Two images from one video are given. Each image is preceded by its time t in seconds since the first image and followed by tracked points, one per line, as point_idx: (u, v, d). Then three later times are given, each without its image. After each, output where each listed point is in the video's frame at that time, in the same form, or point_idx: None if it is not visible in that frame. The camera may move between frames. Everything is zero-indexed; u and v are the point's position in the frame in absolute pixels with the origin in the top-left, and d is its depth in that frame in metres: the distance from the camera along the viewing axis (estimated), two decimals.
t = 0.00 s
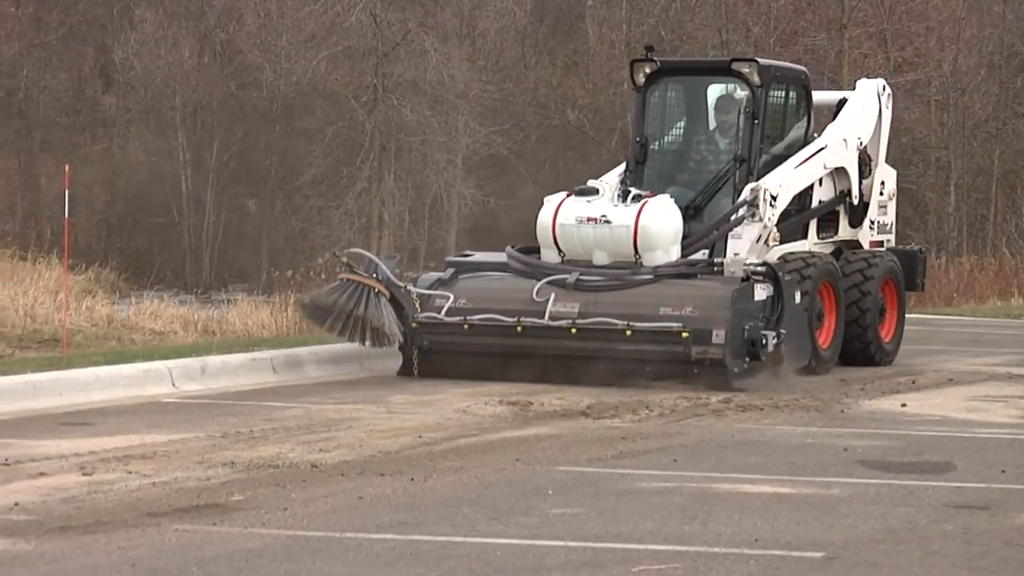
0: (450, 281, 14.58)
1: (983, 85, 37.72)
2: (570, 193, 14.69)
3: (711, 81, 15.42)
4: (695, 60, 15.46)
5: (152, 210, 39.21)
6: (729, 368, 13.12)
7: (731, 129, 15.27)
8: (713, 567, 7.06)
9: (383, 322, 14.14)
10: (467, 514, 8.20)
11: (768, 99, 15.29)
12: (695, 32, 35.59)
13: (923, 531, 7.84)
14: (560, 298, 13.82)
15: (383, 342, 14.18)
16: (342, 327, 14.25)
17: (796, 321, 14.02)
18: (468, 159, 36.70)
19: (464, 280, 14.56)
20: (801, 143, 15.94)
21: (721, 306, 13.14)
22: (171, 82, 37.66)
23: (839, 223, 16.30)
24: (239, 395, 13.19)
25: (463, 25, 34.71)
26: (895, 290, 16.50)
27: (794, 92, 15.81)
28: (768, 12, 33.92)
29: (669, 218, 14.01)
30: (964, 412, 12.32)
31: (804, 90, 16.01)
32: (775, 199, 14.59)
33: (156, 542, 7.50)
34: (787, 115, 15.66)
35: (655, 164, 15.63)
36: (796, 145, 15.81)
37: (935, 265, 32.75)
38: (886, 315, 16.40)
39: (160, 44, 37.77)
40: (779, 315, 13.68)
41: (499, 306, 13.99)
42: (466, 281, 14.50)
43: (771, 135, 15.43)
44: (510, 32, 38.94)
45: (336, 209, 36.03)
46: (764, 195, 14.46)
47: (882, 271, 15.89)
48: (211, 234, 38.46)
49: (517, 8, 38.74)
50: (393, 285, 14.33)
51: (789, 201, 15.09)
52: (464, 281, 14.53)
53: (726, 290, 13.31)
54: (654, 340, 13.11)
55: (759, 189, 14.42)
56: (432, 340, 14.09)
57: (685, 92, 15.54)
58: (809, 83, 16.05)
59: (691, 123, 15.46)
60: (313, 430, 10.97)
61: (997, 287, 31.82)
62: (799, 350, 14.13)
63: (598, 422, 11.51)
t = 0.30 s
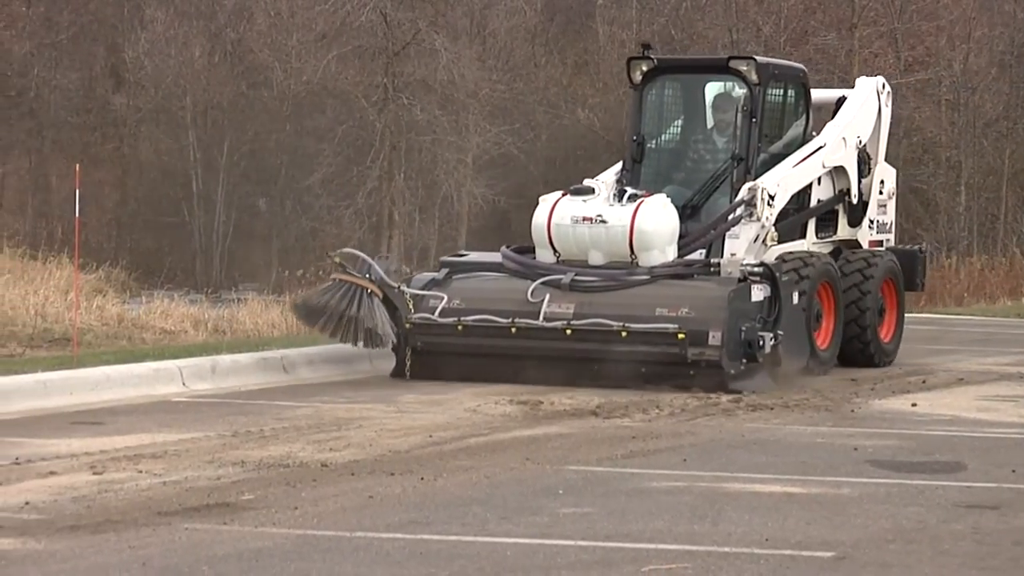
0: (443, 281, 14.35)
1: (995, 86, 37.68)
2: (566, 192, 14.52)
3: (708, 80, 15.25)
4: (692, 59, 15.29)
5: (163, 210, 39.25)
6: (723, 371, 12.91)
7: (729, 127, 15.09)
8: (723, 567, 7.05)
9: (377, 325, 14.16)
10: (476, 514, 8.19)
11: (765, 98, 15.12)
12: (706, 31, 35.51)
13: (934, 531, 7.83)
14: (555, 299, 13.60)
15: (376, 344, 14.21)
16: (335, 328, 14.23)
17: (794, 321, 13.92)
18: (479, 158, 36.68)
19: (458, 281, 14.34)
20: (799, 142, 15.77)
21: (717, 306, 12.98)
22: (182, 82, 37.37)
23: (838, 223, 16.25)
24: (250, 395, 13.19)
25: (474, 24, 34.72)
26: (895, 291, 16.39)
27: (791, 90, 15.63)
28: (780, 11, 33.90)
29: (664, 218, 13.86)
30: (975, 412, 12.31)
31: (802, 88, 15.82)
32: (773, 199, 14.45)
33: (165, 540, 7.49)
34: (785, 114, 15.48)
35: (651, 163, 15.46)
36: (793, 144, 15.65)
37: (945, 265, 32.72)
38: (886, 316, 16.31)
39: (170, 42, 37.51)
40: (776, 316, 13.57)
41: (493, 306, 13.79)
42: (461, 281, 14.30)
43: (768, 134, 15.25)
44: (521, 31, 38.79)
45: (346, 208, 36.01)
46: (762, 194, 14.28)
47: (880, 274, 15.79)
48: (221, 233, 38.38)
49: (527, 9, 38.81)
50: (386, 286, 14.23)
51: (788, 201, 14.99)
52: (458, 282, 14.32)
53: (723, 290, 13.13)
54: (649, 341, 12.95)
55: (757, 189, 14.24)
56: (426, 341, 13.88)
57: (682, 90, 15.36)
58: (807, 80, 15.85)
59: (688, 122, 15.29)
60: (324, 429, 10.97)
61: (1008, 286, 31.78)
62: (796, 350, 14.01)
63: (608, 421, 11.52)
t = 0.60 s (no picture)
0: (437, 282, 14.19)
1: (1008, 86, 37.69)
2: (561, 192, 14.27)
3: (707, 79, 15.11)
4: (691, 58, 15.17)
5: (174, 210, 39.28)
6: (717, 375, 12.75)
7: (727, 127, 14.94)
8: (736, 567, 7.06)
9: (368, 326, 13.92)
10: (488, 514, 8.20)
11: (764, 97, 14.97)
12: (717, 32, 35.51)
13: (946, 532, 7.83)
14: (549, 300, 13.45)
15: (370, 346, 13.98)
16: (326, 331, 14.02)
17: (790, 323, 13.78)
18: (490, 159, 36.72)
19: (451, 282, 14.15)
20: (797, 142, 15.69)
21: (713, 307, 12.86)
22: (194, 82, 37.11)
23: (838, 224, 16.15)
24: (261, 395, 13.21)
25: (486, 25, 34.76)
26: (896, 292, 16.24)
27: (790, 90, 15.52)
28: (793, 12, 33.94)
29: (660, 219, 13.62)
30: (987, 412, 12.35)
31: (801, 89, 15.71)
32: (771, 199, 14.27)
33: (176, 540, 7.51)
34: (783, 114, 15.38)
35: (649, 164, 15.32)
36: (792, 145, 15.57)
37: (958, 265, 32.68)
38: (886, 318, 16.15)
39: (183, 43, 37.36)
40: (772, 317, 13.42)
41: (486, 308, 13.63)
42: (454, 283, 14.11)
43: (767, 134, 15.11)
44: (533, 32, 38.73)
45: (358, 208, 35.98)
46: (760, 195, 14.11)
47: (880, 275, 15.62)
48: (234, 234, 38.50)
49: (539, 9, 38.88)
50: (378, 287, 13.99)
51: (786, 202, 14.84)
52: (451, 283, 14.13)
53: (718, 293, 12.98)
54: (643, 344, 12.73)
55: (755, 189, 14.06)
56: (418, 344, 13.72)
57: (680, 89, 15.23)
58: (808, 80, 15.76)
59: (687, 122, 15.15)
60: (336, 429, 10.98)
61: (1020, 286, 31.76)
62: (794, 352, 13.91)
63: (620, 421, 11.53)
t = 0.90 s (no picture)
0: (430, 283, 14.09)
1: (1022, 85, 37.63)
2: (557, 192, 14.19)
3: (706, 78, 15.01)
4: (690, 56, 15.08)
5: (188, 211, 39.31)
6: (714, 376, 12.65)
7: (727, 125, 14.84)
8: (750, 568, 7.05)
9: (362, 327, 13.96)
10: (502, 513, 8.20)
11: (762, 95, 14.87)
12: (731, 32, 35.50)
13: (960, 532, 7.80)
14: (543, 302, 13.33)
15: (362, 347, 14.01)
16: (317, 333, 13.95)
17: (789, 325, 13.67)
18: (503, 158, 36.70)
19: (445, 283, 14.07)
20: (798, 142, 15.60)
21: (709, 309, 12.73)
22: (208, 81, 37.01)
23: (840, 223, 16.06)
24: (275, 394, 13.21)
25: (498, 24, 34.75)
26: (897, 293, 16.20)
27: (789, 89, 15.46)
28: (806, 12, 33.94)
29: (657, 219, 13.51)
30: (1002, 412, 12.33)
31: (802, 87, 15.66)
32: (769, 199, 14.21)
33: (188, 540, 7.50)
34: (782, 113, 15.30)
35: (647, 163, 15.23)
36: (793, 143, 15.49)
37: (972, 265, 32.62)
38: (888, 320, 16.11)
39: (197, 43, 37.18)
40: (769, 319, 13.31)
41: (481, 309, 13.51)
42: (448, 284, 14.01)
43: (765, 133, 15.02)
44: (546, 32, 38.68)
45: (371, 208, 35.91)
46: (759, 195, 14.06)
47: (882, 275, 15.57)
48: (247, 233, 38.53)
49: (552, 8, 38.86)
50: (371, 288, 13.97)
51: (785, 201, 14.74)
52: (445, 284, 14.04)
53: (714, 293, 12.89)
54: (638, 344, 12.64)
55: (753, 189, 14.03)
56: (411, 345, 13.58)
57: (679, 88, 15.15)
58: (808, 80, 15.70)
59: (686, 121, 15.06)
60: (349, 429, 10.98)
61: None
62: (793, 354, 13.81)
63: (632, 421, 11.52)
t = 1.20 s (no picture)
0: (428, 285, 14.03)
1: None
2: (556, 193, 14.10)
3: (708, 77, 14.90)
4: (692, 55, 14.96)
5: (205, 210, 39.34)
6: (715, 378, 12.52)
7: (729, 126, 14.74)
8: (767, 568, 7.06)
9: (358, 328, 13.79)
10: (518, 514, 8.20)
11: (765, 95, 14.76)
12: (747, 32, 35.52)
13: (976, 533, 7.79)
14: (541, 304, 13.20)
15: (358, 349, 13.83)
16: (313, 334, 13.78)
17: (790, 327, 13.58)
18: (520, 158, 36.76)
19: (443, 284, 14.01)
20: (802, 141, 15.52)
21: (709, 310, 12.58)
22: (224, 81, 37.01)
23: (844, 225, 16.05)
24: (292, 395, 13.24)
25: (513, 24, 34.80)
26: (902, 294, 16.13)
27: (793, 87, 15.37)
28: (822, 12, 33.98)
29: (657, 220, 13.41)
30: (1018, 412, 12.34)
31: (805, 86, 15.57)
32: (772, 199, 14.14)
33: (205, 540, 7.51)
34: (786, 112, 15.20)
35: (649, 164, 15.16)
36: (797, 144, 15.40)
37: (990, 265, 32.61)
38: (893, 322, 16.04)
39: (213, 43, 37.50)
40: (771, 320, 13.23)
41: (478, 310, 13.41)
42: (446, 285, 13.95)
43: (769, 134, 14.92)
44: (562, 32, 38.72)
45: (387, 208, 35.90)
46: (761, 195, 13.94)
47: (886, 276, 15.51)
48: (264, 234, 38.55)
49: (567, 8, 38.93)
50: (368, 289, 13.80)
51: (788, 202, 14.69)
52: (443, 285, 13.98)
53: (714, 293, 12.76)
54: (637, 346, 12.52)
55: (755, 189, 13.89)
56: (409, 346, 13.52)
57: (681, 87, 15.04)
58: (811, 78, 15.61)
59: (688, 121, 14.96)
60: (365, 429, 11.00)
61: None
62: (795, 355, 13.74)
63: (649, 421, 11.53)
